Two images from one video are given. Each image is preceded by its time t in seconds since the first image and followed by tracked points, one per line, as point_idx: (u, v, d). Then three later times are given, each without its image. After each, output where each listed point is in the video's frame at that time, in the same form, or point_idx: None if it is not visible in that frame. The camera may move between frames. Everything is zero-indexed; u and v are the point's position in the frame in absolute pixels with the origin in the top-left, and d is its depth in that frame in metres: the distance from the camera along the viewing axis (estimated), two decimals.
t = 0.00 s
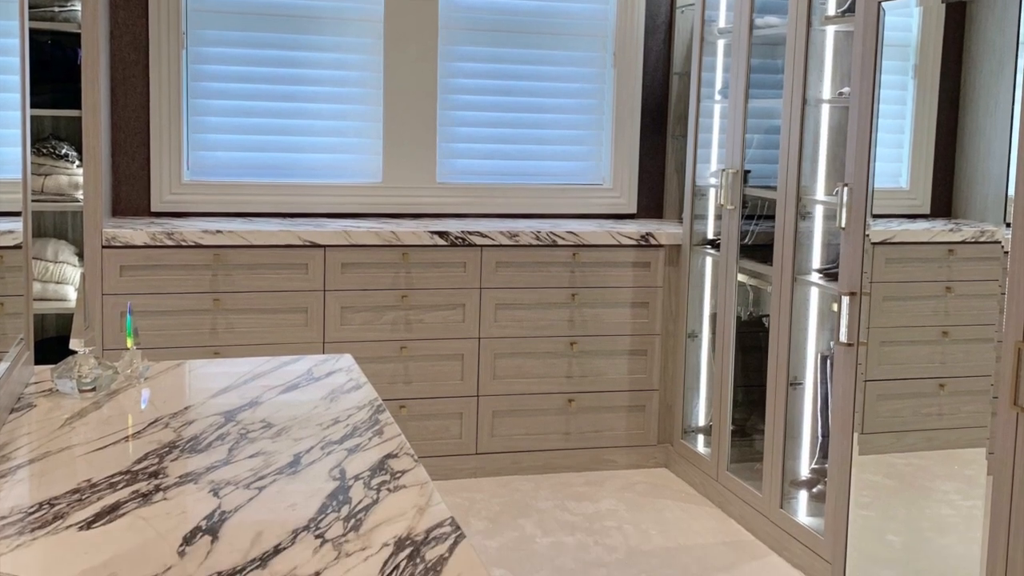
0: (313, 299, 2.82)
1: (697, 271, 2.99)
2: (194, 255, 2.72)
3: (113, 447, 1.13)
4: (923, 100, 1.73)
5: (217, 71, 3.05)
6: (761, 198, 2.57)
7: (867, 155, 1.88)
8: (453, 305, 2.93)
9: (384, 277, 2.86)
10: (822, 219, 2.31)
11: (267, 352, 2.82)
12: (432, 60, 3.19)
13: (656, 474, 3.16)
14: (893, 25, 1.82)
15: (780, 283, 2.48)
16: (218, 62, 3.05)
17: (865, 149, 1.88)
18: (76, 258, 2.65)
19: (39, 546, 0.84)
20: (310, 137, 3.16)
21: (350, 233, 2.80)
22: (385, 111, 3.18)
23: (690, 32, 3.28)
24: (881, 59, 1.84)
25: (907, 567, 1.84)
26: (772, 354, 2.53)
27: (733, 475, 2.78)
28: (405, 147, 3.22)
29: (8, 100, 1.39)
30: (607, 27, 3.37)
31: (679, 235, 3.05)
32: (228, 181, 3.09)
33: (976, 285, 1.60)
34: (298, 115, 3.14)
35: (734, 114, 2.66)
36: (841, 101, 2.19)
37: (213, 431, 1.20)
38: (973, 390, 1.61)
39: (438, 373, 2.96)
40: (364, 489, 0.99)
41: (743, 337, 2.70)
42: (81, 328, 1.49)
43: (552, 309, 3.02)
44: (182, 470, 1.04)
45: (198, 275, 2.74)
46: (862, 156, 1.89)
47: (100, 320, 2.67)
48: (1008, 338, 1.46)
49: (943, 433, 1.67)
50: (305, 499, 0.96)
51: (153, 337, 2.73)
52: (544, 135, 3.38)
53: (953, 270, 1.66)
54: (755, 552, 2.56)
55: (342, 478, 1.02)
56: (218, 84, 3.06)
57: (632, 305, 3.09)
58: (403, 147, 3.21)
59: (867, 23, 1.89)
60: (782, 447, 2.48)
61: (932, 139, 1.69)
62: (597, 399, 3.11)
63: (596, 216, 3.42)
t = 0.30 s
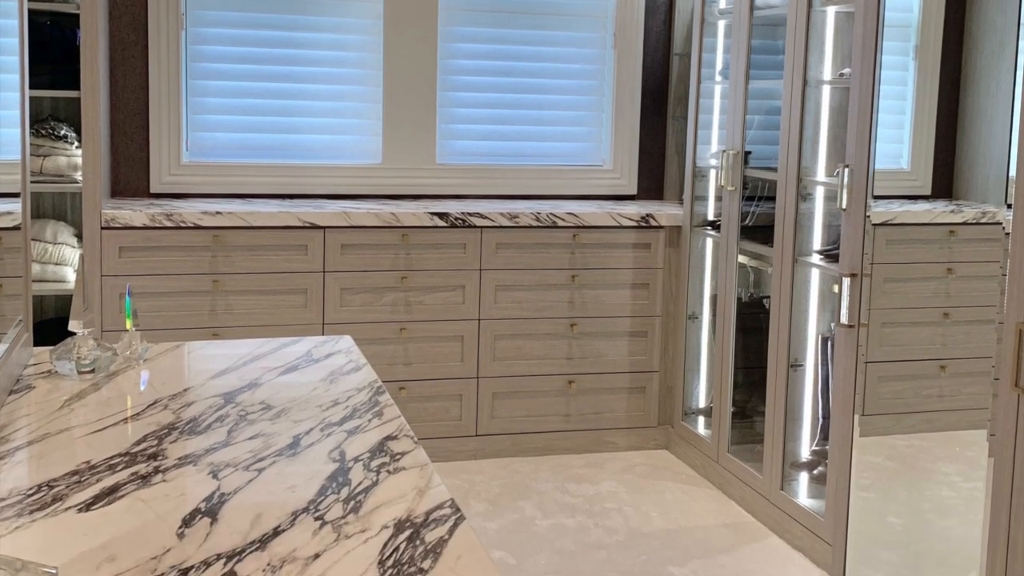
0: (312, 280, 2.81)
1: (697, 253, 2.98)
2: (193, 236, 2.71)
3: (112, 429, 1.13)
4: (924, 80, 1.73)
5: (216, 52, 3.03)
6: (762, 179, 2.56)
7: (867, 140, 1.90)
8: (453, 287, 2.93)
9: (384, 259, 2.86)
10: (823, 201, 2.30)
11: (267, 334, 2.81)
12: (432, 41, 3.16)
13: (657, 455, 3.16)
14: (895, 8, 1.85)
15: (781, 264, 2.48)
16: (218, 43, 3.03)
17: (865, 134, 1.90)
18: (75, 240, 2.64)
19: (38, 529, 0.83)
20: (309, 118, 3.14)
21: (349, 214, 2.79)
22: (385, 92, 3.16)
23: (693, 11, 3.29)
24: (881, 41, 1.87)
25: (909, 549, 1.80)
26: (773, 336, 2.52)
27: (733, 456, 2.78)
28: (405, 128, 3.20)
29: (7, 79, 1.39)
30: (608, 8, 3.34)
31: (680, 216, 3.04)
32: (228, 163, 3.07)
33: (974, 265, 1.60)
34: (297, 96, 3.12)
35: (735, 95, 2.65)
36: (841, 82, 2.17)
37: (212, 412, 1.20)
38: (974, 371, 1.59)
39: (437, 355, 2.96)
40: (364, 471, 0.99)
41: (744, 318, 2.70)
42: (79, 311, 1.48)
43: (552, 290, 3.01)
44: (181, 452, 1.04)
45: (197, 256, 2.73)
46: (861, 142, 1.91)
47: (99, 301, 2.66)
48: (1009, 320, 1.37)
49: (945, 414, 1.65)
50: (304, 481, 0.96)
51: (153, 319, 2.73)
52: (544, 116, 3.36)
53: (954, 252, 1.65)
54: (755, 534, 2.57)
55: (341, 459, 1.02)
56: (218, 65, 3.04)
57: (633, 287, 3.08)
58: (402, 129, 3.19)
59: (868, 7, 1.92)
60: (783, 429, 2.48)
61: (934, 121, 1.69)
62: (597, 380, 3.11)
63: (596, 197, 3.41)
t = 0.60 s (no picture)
0: (312, 262, 2.80)
1: (697, 234, 2.97)
2: (192, 217, 2.71)
3: (111, 410, 1.13)
4: (925, 60, 1.71)
5: (216, 32, 3.01)
6: (762, 160, 2.54)
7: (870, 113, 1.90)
8: (453, 268, 2.92)
9: (383, 240, 2.85)
10: (823, 182, 2.28)
11: (267, 316, 2.81)
12: (432, 22, 3.14)
13: (657, 437, 3.17)
14: None
15: (781, 244, 2.47)
16: (217, 23, 3.01)
17: (869, 107, 1.90)
18: (72, 222, 2.65)
19: (38, 510, 0.83)
20: (308, 99, 3.12)
21: (349, 195, 2.78)
22: (385, 73, 3.14)
23: None
24: (882, 24, 1.85)
25: (909, 530, 1.80)
26: (773, 318, 2.52)
27: (733, 438, 2.79)
28: (405, 109, 3.18)
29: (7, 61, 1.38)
30: None
31: (681, 197, 3.03)
32: (227, 144, 3.05)
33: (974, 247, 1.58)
34: (296, 76, 3.10)
35: (736, 76, 2.64)
36: (841, 63, 2.15)
37: (212, 394, 1.20)
38: (976, 353, 1.58)
39: (437, 337, 2.96)
40: (363, 453, 0.99)
41: (744, 300, 2.69)
42: (79, 292, 1.48)
43: (553, 272, 3.01)
44: (180, 434, 1.04)
45: (196, 237, 2.72)
46: (865, 115, 1.92)
47: (98, 283, 2.66)
48: (1009, 302, 1.37)
49: (946, 396, 1.65)
50: (304, 463, 0.96)
51: (152, 300, 2.72)
52: (545, 96, 3.34)
53: (955, 233, 1.64)
54: (756, 516, 2.58)
55: (341, 441, 1.02)
56: (217, 46, 3.02)
57: (633, 268, 3.07)
58: (402, 110, 3.17)
59: None
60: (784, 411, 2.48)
61: (935, 102, 1.68)
62: (597, 362, 3.11)
63: (597, 179, 3.39)
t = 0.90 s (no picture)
0: (311, 243, 2.79)
1: (697, 216, 2.96)
2: (192, 198, 2.70)
3: (111, 392, 1.13)
4: (927, 41, 1.70)
5: (215, 12, 2.99)
6: (763, 141, 2.53)
7: (870, 94, 1.87)
8: (453, 249, 2.92)
9: (383, 221, 2.84)
10: (824, 163, 2.27)
11: (266, 297, 2.80)
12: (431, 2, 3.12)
13: (657, 419, 3.17)
14: None
15: (782, 225, 2.46)
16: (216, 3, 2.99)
17: (869, 88, 1.88)
18: (71, 202, 2.63)
19: (37, 492, 0.83)
20: (308, 79, 3.10)
21: (349, 176, 2.77)
22: (385, 53, 3.12)
23: None
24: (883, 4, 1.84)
25: (911, 513, 1.81)
26: (774, 300, 2.51)
27: (733, 420, 2.79)
28: (405, 90, 3.15)
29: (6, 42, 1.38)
30: None
31: (681, 178, 3.02)
32: (226, 125, 3.03)
33: (975, 228, 1.57)
34: (296, 57, 3.08)
35: (737, 57, 2.62)
36: (842, 44, 2.14)
37: (211, 375, 1.19)
38: (975, 334, 1.58)
39: (437, 318, 2.95)
40: (363, 435, 0.98)
41: (744, 281, 2.69)
42: (78, 274, 1.48)
43: (553, 253, 3.00)
44: (180, 415, 1.04)
45: (196, 218, 2.71)
46: (865, 96, 1.89)
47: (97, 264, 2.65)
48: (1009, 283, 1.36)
49: (947, 377, 1.63)
50: (304, 445, 0.95)
51: (151, 282, 2.71)
52: (546, 77, 3.31)
53: (956, 214, 1.62)
54: (757, 498, 2.58)
55: (341, 423, 1.02)
56: (216, 27, 3.00)
57: (634, 249, 3.07)
58: (402, 90, 3.15)
59: None
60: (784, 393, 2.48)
61: (937, 82, 1.67)
62: (597, 343, 3.11)
63: (597, 160, 3.37)
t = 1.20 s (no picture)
0: (311, 225, 2.78)
1: (697, 197, 2.95)
2: (191, 179, 2.69)
3: (110, 374, 1.12)
4: (928, 21, 1.69)
5: None
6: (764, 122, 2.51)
7: (870, 76, 1.86)
8: (453, 231, 2.91)
9: (383, 202, 2.83)
10: (824, 144, 2.26)
11: (266, 278, 2.79)
12: None
13: (657, 400, 3.17)
14: None
15: (783, 206, 2.45)
16: None
17: (870, 71, 1.87)
18: (71, 182, 2.62)
19: (36, 474, 0.83)
20: (307, 60, 3.08)
21: (349, 157, 2.76)
22: (383, 33, 3.09)
23: None
24: None
25: (912, 495, 1.81)
26: (774, 281, 2.51)
27: (733, 402, 2.80)
28: (404, 70, 3.13)
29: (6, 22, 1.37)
30: None
31: (682, 159, 3.00)
32: (225, 105, 3.00)
33: (977, 209, 1.56)
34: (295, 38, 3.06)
35: (737, 38, 2.60)
36: (843, 24, 2.12)
37: (211, 357, 1.19)
38: (976, 315, 1.57)
39: (437, 300, 2.95)
40: (362, 416, 0.98)
41: (745, 263, 2.68)
42: (77, 255, 1.47)
43: (553, 234, 2.99)
44: (179, 397, 1.03)
45: (195, 199, 2.70)
46: (865, 78, 1.88)
47: (96, 246, 2.64)
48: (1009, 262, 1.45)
49: (948, 359, 1.62)
50: (303, 427, 0.95)
51: (151, 263, 2.70)
52: (546, 58, 3.29)
53: (957, 195, 1.61)
54: (758, 480, 2.59)
55: (340, 404, 1.02)
56: (216, 7, 2.98)
57: (634, 230, 3.06)
58: (401, 71, 3.13)
59: None
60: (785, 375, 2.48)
61: (936, 61, 1.65)
62: (597, 325, 3.11)
63: (597, 141, 3.34)
